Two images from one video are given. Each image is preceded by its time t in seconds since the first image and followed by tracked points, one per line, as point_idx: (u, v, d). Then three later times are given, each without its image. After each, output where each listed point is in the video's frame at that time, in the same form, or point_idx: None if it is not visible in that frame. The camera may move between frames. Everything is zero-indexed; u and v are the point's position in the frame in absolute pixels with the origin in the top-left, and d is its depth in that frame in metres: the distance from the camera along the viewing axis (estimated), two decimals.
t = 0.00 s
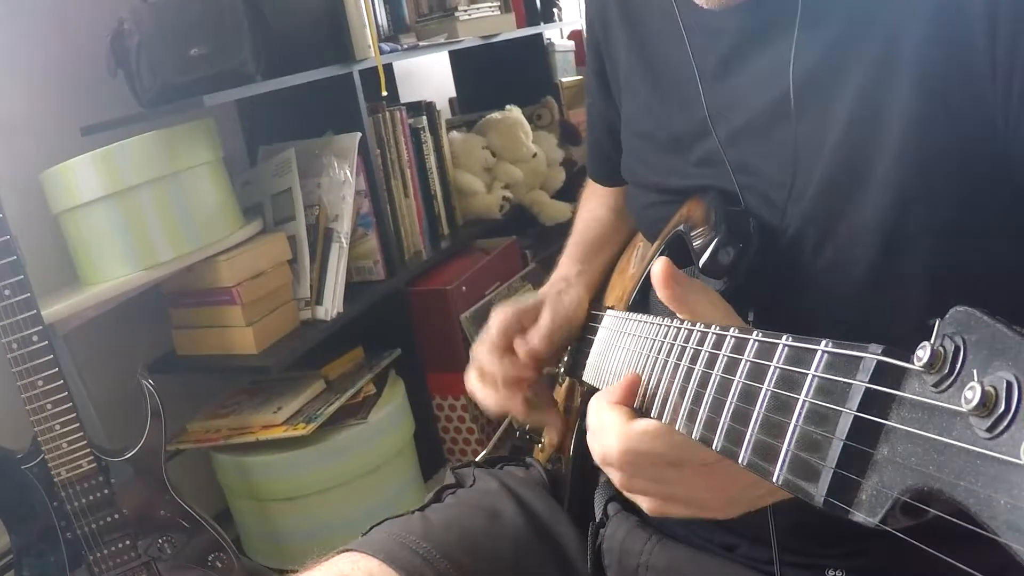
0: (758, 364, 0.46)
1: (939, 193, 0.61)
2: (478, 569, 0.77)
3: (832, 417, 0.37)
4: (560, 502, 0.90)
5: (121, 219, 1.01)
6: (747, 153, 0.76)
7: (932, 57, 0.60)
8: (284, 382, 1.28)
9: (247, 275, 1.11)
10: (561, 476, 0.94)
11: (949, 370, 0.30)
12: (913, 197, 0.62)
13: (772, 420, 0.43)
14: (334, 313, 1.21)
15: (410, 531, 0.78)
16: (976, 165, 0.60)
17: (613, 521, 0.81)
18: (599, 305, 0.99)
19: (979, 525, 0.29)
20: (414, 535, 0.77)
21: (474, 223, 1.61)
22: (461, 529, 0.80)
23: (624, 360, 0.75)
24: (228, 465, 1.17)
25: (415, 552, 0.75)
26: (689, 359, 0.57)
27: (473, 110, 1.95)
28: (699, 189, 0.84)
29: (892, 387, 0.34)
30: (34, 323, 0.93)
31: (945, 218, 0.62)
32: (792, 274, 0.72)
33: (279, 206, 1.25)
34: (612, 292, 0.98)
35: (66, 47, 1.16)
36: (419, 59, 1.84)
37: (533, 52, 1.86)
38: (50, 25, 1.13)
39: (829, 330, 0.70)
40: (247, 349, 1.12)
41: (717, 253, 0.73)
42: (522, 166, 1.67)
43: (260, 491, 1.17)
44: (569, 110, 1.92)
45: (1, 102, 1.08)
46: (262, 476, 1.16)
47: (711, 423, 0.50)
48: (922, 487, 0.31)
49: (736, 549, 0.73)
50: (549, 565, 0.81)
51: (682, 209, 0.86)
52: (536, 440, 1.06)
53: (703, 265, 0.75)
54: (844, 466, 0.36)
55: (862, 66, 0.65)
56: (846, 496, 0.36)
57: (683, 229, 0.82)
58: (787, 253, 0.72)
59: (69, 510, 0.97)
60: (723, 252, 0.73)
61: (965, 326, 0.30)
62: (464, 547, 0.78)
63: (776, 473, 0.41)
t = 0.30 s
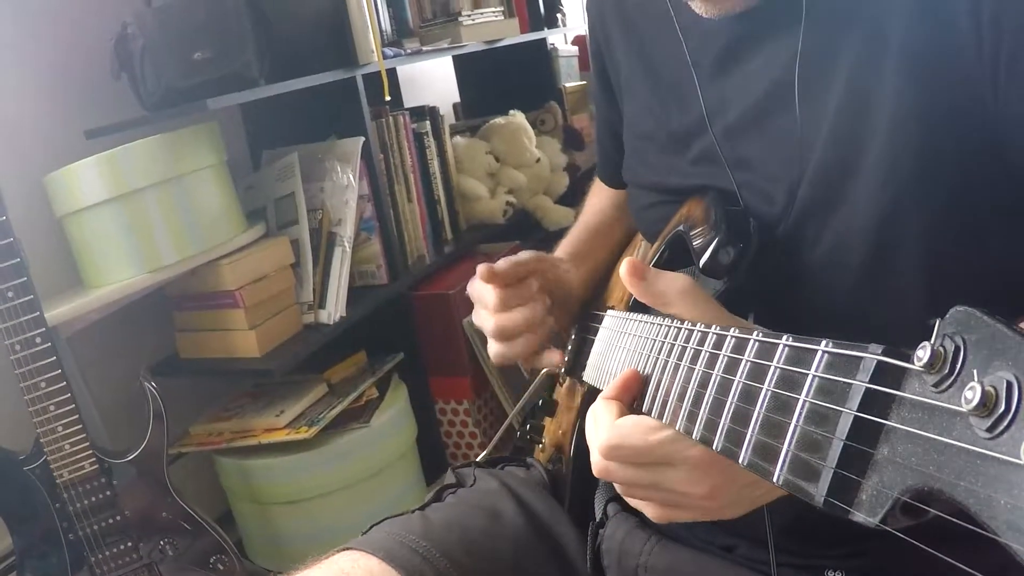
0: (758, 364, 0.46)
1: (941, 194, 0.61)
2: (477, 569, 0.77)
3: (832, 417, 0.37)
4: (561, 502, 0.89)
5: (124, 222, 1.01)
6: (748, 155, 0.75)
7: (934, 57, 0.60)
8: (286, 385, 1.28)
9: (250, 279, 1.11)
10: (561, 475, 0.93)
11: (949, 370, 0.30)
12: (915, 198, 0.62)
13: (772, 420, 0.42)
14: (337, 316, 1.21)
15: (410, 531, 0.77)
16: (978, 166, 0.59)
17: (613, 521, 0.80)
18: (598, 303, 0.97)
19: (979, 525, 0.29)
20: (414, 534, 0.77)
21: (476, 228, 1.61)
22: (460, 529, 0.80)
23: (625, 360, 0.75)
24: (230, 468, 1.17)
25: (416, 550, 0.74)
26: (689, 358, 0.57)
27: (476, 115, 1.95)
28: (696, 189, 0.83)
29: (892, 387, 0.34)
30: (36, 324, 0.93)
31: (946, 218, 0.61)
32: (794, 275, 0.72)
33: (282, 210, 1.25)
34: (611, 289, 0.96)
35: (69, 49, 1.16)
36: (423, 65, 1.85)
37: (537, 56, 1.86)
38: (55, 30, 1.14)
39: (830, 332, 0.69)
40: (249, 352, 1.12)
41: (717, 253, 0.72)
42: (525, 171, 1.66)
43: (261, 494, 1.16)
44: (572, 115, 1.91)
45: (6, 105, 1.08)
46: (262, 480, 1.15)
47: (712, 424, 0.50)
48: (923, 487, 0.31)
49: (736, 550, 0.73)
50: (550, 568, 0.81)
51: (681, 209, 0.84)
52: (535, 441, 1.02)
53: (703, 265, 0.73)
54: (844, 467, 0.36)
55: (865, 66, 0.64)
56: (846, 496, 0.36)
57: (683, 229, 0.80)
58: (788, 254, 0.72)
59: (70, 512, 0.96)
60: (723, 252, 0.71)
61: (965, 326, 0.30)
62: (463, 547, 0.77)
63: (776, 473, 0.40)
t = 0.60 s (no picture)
0: (758, 364, 0.46)
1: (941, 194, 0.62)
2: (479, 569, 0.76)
3: (831, 418, 0.38)
4: (559, 501, 0.89)
5: (111, 206, 1.00)
6: (747, 152, 0.76)
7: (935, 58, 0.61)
8: (271, 373, 1.28)
9: (237, 266, 1.11)
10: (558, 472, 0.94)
11: (949, 370, 0.31)
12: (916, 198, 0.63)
13: (772, 420, 0.43)
14: (323, 305, 1.21)
15: (414, 531, 0.78)
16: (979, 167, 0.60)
17: (618, 524, 0.81)
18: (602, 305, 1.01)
19: (979, 524, 0.29)
20: (416, 536, 0.77)
21: (461, 219, 1.61)
22: (462, 530, 0.80)
23: (625, 358, 0.75)
24: (212, 456, 1.17)
25: (421, 552, 0.74)
26: (689, 358, 0.57)
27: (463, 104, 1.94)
28: (696, 192, 0.84)
29: (892, 387, 0.34)
30: (23, 311, 0.92)
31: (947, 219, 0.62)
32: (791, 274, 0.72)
33: (269, 196, 1.24)
34: (613, 292, 1.00)
35: (59, 31, 1.14)
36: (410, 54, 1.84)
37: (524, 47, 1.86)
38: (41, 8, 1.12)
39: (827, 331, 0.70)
40: (236, 340, 1.12)
41: (717, 252, 0.73)
42: (511, 162, 1.66)
43: (246, 484, 1.16)
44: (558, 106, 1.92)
45: None
46: (243, 469, 1.15)
47: (712, 422, 0.50)
48: (922, 487, 0.32)
49: (739, 553, 0.74)
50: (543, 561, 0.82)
51: (681, 207, 0.85)
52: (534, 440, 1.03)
53: (703, 265, 0.74)
54: (844, 466, 0.36)
55: (866, 66, 0.65)
56: (846, 497, 0.36)
57: (683, 229, 0.81)
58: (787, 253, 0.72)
59: (55, 501, 0.95)
60: (722, 252, 0.73)
61: (964, 326, 0.30)
62: (469, 551, 0.77)
63: (776, 473, 0.41)
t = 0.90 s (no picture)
0: (759, 365, 0.46)
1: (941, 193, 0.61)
2: (481, 570, 0.76)
3: (832, 418, 0.38)
4: (560, 501, 0.91)
5: (119, 218, 1.01)
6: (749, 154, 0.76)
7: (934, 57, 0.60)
8: (280, 384, 1.28)
9: (244, 276, 1.11)
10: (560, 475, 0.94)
11: (949, 370, 0.30)
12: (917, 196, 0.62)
13: (772, 420, 0.43)
14: (330, 315, 1.21)
15: (413, 532, 0.78)
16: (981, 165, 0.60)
17: (617, 522, 0.81)
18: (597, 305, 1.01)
19: (979, 525, 0.29)
20: (417, 535, 0.77)
21: (467, 227, 1.61)
22: (463, 530, 0.80)
23: (624, 360, 0.76)
24: (222, 467, 1.17)
25: (421, 551, 0.74)
26: (689, 358, 0.57)
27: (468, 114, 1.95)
28: (697, 189, 0.84)
29: (893, 387, 0.34)
30: (32, 322, 0.93)
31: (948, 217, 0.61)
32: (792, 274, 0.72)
33: (276, 208, 1.25)
34: (613, 292, 1.00)
35: (64, 46, 1.15)
36: (413, 65, 1.85)
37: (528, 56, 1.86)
38: (48, 25, 1.13)
39: (828, 333, 0.70)
40: (244, 351, 1.12)
41: (717, 254, 0.73)
42: (516, 170, 1.66)
43: (254, 493, 1.16)
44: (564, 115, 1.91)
45: None
46: (255, 478, 1.15)
47: (712, 423, 0.50)
48: (922, 487, 0.31)
49: (739, 549, 0.73)
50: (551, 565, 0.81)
51: (681, 209, 0.86)
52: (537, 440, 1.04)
53: (704, 266, 0.76)
54: (844, 466, 0.36)
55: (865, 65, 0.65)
56: (847, 497, 0.36)
57: (683, 230, 0.82)
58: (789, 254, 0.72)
59: (65, 511, 0.96)
60: (723, 253, 0.73)
61: (964, 326, 0.30)
62: (469, 550, 0.77)
63: (776, 473, 0.41)
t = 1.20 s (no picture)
0: (759, 365, 0.46)
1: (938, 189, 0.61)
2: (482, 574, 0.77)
3: (831, 418, 0.38)
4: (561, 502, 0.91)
5: (117, 223, 1.00)
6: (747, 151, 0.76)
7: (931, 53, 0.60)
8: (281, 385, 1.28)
9: (244, 277, 1.11)
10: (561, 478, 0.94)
11: (949, 370, 0.30)
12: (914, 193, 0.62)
13: (772, 420, 0.43)
14: (330, 315, 1.21)
15: (415, 536, 0.78)
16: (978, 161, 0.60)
17: (619, 523, 0.81)
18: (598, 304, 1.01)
19: (979, 525, 0.29)
20: (419, 540, 0.77)
21: (467, 224, 1.61)
22: (464, 533, 0.80)
23: (626, 360, 0.76)
24: (225, 469, 1.17)
25: (421, 557, 0.75)
26: (689, 359, 0.58)
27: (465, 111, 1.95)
28: (698, 188, 0.85)
29: (893, 387, 0.34)
30: (33, 328, 0.93)
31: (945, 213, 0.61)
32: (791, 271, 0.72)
33: (274, 209, 1.25)
34: (614, 292, 1.00)
35: (59, 51, 1.15)
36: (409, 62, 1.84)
37: (524, 52, 1.85)
38: (44, 28, 1.13)
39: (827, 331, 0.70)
40: (244, 352, 1.12)
41: (717, 253, 0.73)
42: (514, 167, 1.66)
43: (257, 495, 1.16)
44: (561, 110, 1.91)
45: None
46: (258, 480, 1.15)
47: (712, 423, 0.50)
48: (922, 487, 0.31)
49: (740, 549, 0.73)
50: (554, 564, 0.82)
51: (681, 209, 0.88)
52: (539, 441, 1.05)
53: (704, 265, 0.75)
54: (843, 466, 0.36)
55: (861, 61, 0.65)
56: (846, 497, 0.36)
57: (683, 229, 0.83)
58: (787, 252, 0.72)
59: (69, 516, 0.96)
60: (723, 252, 0.73)
61: (965, 326, 0.30)
62: (469, 554, 0.78)
63: (776, 473, 0.41)
